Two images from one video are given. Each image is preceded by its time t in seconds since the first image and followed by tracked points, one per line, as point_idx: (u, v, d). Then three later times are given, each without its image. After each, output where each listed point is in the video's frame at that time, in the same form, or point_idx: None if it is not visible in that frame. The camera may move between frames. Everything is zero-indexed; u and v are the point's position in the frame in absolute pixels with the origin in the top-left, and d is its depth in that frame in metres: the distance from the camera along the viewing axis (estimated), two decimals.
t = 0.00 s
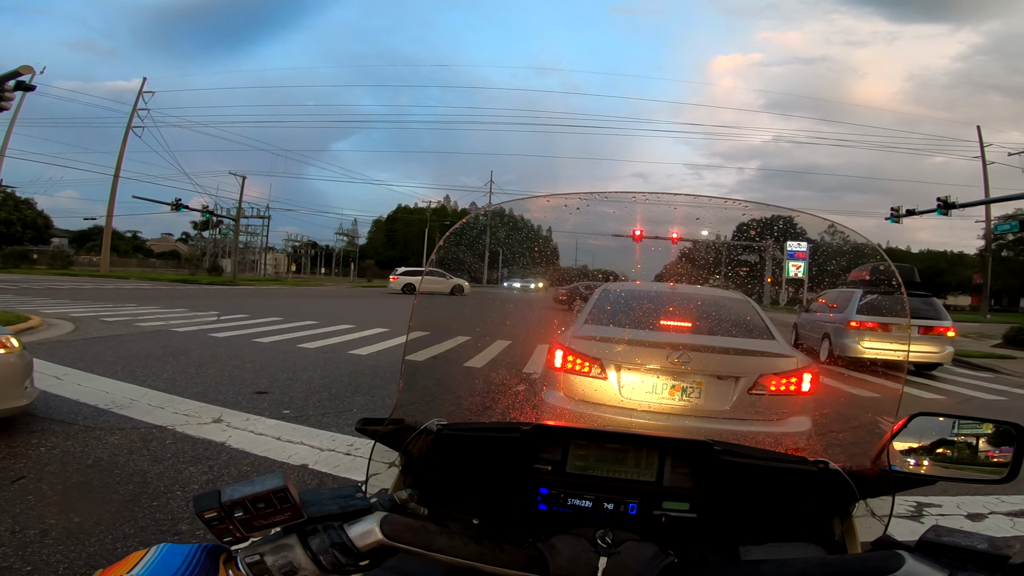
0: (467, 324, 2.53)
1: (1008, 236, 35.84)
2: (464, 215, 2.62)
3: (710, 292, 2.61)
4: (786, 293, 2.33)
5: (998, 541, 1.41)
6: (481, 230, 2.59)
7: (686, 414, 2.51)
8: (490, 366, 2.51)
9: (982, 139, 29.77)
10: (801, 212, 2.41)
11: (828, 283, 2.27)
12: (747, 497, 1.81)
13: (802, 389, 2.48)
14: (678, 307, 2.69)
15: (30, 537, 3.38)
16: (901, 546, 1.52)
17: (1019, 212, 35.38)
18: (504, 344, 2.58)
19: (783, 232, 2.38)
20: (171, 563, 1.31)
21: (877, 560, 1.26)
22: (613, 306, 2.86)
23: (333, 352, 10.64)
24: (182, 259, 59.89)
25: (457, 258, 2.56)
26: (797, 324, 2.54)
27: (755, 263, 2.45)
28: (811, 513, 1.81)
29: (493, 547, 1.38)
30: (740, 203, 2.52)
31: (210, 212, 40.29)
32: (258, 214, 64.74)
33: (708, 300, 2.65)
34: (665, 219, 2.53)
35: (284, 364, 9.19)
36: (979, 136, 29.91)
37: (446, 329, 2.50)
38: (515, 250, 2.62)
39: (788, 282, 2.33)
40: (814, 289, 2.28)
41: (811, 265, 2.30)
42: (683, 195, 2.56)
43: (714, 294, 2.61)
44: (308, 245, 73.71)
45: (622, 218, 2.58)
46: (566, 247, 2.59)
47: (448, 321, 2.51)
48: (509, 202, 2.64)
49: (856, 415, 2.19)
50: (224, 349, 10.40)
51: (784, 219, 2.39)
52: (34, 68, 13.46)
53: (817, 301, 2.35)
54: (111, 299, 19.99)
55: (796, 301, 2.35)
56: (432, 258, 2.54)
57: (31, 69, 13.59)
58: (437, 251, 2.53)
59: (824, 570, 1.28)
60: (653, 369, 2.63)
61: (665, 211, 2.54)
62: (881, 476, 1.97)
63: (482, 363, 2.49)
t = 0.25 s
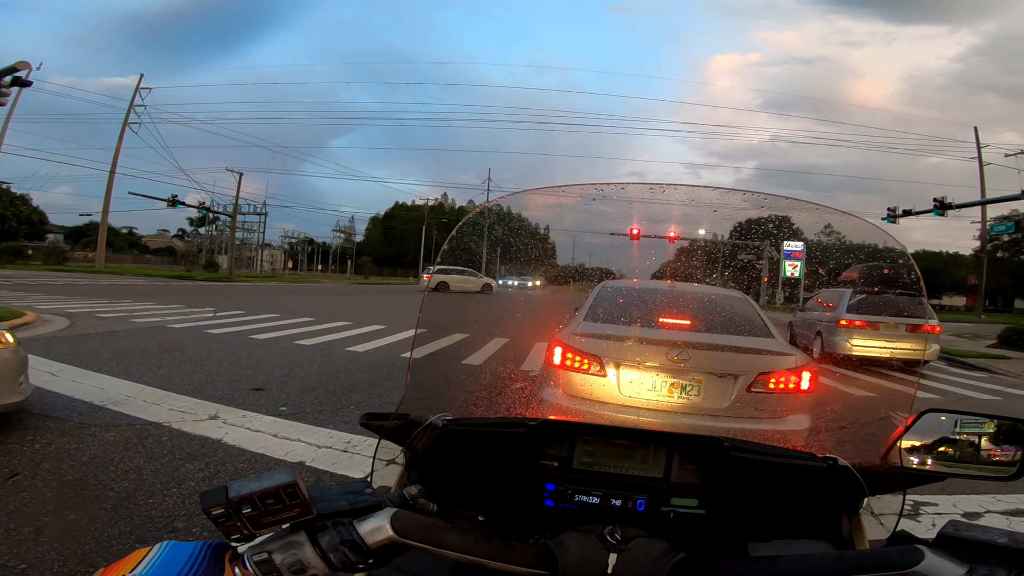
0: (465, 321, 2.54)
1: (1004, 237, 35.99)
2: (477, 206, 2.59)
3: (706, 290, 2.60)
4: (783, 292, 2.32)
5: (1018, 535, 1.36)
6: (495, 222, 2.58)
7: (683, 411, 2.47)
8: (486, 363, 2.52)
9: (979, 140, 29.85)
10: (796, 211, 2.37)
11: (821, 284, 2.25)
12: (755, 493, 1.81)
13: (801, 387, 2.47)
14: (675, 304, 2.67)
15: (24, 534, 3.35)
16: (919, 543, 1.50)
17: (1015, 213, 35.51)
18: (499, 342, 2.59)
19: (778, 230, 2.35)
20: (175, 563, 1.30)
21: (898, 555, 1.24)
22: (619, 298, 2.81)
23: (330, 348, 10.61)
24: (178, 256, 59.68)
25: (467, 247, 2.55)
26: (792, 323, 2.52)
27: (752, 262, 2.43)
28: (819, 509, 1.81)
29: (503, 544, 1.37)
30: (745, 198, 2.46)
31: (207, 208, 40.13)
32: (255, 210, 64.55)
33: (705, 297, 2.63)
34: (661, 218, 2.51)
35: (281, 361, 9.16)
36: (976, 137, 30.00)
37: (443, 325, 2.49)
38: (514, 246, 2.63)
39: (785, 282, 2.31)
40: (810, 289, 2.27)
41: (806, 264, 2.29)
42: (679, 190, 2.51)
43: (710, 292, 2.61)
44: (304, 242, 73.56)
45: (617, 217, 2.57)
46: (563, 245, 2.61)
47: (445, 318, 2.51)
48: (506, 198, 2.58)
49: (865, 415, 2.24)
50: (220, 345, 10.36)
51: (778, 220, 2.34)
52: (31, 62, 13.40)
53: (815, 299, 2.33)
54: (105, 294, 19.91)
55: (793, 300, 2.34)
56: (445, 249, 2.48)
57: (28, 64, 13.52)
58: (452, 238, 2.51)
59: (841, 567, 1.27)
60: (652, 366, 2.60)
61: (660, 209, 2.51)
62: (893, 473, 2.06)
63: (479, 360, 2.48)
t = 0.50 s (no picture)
0: (467, 316, 2.53)
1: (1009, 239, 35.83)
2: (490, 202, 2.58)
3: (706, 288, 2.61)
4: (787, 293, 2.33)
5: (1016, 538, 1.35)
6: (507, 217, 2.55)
7: (684, 410, 2.48)
8: (490, 358, 2.50)
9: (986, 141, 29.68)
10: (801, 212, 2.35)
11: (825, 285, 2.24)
12: (756, 493, 1.82)
13: (801, 388, 2.48)
14: (677, 303, 2.68)
15: (25, 526, 3.38)
16: (916, 543, 1.47)
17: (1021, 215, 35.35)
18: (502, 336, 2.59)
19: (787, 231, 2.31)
20: (181, 553, 1.31)
21: (897, 556, 1.25)
22: (626, 296, 2.82)
23: (332, 342, 10.65)
24: (182, 248, 59.86)
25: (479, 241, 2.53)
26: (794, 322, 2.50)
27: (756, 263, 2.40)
28: (821, 510, 1.82)
29: (505, 539, 1.39)
30: (746, 198, 2.45)
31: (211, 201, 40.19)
32: (259, 203, 64.64)
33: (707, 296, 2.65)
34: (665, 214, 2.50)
35: (283, 354, 9.19)
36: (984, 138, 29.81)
37: (445, 320, 2.51)
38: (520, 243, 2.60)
39: (789, 282, 2.31)
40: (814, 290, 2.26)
41: (811, 265, 2.28)
42: (682, 189, 2.53)
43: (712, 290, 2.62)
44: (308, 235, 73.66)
45: (622, 215, 2.54)
46: (566, 243, 2.60)
47: (447, 313, 2.52)
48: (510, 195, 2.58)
49: (865, 416, 2.26)
50: (223, 337, 10.40)
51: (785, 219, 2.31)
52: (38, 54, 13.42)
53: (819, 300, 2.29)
54: (109, 285, 19.98)
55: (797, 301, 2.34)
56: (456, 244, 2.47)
57: (35, 56, 13.55)
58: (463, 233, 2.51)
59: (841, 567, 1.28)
60: (653, 365, 2.63)
61: (665, 207, 2.50)
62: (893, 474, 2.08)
63: (483, 355, 2.48)
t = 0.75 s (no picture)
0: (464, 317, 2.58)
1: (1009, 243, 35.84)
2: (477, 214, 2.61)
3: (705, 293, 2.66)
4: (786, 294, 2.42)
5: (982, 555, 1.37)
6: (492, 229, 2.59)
7: (678, 414, 2.50)
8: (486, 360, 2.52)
9: (987, 145, 29.67)
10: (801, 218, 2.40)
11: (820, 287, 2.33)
12: (740, 503, 1.82)
13: (795, 392, 2.52)
14: (676, 306, 2.72)
15: (20, 524, 3.40)
16: (886, 557, 1.48)
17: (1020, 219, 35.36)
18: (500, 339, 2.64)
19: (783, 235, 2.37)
20: (167, 557, 1.34)
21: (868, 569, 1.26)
22: (612, 308, 2.87)
23: (330, 342, 10.66)
24: (182, 246, 59.89)
25: (467, 254, 2.59)
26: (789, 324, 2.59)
27: (755, 265, 2.46)
28: (803, 519, 1.83)
29: (490, 545, 1.40)
30: (746, 211, 2.56)
31: (211, 199, 40.21)
32: (259, 202, 64.67)
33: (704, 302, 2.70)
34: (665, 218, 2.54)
35: (281, 353, 9.21)
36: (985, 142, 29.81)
37: (442, 320, 2.52)
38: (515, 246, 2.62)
39: (788, 283, 2.40)
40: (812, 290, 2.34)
41: (810, 267, 2.33)
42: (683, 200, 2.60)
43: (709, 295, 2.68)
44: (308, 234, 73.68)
45: (623, 216, 2.59)
46: (566, 243, 2.61)
47: (446, 314, 2.54)
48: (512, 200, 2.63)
49: (861, 419, 2.28)
50: (221, 337, 10.41)
51: (779, 223, 2.39)
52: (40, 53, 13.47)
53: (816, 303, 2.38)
54: (109, 283, 19.99)
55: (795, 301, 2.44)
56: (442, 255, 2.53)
57: (38, 55, 13.58)
58: (448, 247, 2.54)
59: None
60: (648, 369, 2.62)
61: (664, 211, 2.55)
62: (873, 485, 1.99)
63: (479, 357, 2.50)
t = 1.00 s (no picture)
0: (452, 324, 2.59)
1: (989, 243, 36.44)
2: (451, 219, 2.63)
3: (692, 295, 2.75)
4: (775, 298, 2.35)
5: (948, 552, 1.38)
6: (467, 234, 2.63)
7: (663, 415, 2.50)
8: (474, 366, 2.55)
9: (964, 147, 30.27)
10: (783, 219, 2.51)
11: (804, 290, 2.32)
12: (718, 501, 1.84)
13: (778, 392, 2.54)
14: (664, 305, 2.77)
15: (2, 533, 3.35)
16: (854, 553, 1.49)
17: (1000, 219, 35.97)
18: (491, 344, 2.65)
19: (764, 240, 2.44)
20: (146, 555, 1.32)
21: (836, 568, 1.30)
22: (590, 311, 2.95)
23: (318, 349, 10.60)
24: (167, 254, 59.30)
25: (442, 260, 2.58)
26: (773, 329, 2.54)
27: (741, 267, 2.47)
28: (780, 517, 1.86)
29: (470, 545, 1.40)
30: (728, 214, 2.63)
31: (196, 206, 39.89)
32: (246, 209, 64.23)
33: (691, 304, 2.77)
34: (652, 221, 2.61)
35: (269, 361, 9.14)
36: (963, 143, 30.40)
37: (432, 328, 2.54)
38: (502, 251, 2.72)
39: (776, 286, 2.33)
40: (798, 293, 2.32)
41: (795, 269, 2.33)
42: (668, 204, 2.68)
43: (697, 298, 2.75)
44: (295, 240, 73.26)
45: (610, 220, 2.61)
46: (555, 247, 2.65)
47: (434, 320, 2.56)
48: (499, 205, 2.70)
49: (840, 419, 2.24)
50: (208, 345, 10.32)
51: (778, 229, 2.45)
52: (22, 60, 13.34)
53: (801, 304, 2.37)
54: (93, 292, 19.76)
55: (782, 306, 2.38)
56: (417, 261, 2.47)
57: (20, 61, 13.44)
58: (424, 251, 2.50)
59: None
60: (634, 371, 2.62)
61: (651, 215, 2.62)
62: (847, 484, 2.00)
63: (467, 363, 2.52)
